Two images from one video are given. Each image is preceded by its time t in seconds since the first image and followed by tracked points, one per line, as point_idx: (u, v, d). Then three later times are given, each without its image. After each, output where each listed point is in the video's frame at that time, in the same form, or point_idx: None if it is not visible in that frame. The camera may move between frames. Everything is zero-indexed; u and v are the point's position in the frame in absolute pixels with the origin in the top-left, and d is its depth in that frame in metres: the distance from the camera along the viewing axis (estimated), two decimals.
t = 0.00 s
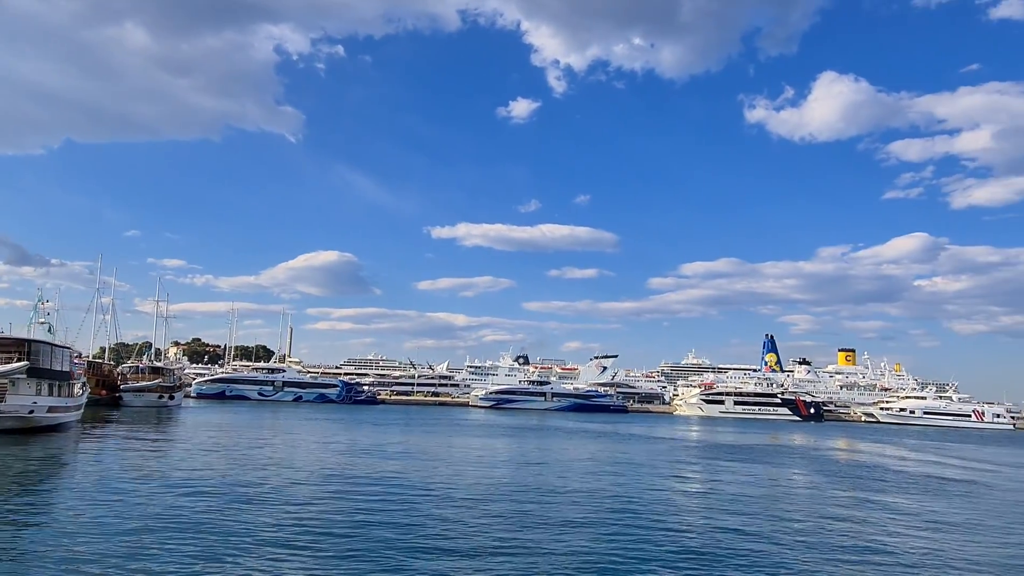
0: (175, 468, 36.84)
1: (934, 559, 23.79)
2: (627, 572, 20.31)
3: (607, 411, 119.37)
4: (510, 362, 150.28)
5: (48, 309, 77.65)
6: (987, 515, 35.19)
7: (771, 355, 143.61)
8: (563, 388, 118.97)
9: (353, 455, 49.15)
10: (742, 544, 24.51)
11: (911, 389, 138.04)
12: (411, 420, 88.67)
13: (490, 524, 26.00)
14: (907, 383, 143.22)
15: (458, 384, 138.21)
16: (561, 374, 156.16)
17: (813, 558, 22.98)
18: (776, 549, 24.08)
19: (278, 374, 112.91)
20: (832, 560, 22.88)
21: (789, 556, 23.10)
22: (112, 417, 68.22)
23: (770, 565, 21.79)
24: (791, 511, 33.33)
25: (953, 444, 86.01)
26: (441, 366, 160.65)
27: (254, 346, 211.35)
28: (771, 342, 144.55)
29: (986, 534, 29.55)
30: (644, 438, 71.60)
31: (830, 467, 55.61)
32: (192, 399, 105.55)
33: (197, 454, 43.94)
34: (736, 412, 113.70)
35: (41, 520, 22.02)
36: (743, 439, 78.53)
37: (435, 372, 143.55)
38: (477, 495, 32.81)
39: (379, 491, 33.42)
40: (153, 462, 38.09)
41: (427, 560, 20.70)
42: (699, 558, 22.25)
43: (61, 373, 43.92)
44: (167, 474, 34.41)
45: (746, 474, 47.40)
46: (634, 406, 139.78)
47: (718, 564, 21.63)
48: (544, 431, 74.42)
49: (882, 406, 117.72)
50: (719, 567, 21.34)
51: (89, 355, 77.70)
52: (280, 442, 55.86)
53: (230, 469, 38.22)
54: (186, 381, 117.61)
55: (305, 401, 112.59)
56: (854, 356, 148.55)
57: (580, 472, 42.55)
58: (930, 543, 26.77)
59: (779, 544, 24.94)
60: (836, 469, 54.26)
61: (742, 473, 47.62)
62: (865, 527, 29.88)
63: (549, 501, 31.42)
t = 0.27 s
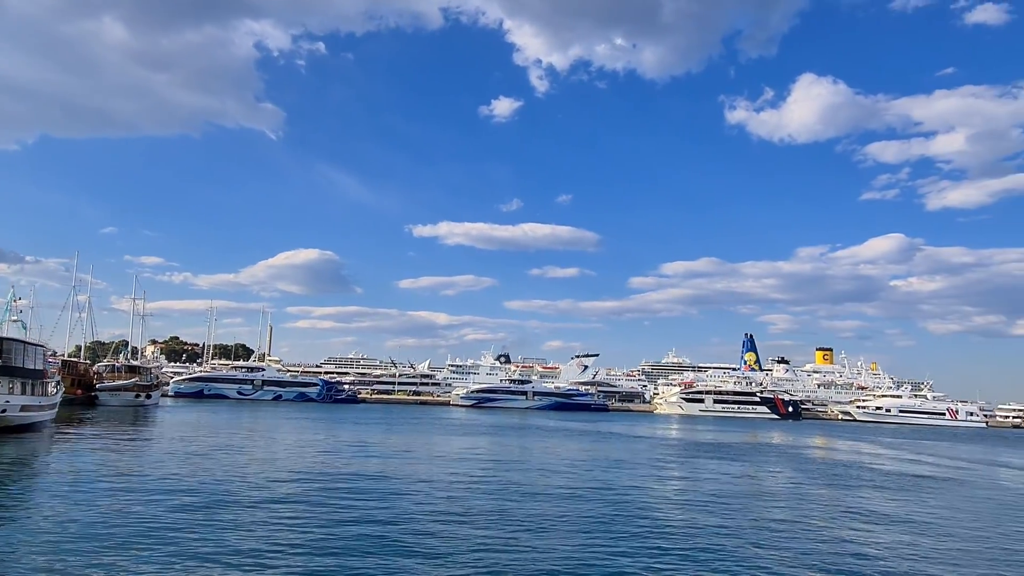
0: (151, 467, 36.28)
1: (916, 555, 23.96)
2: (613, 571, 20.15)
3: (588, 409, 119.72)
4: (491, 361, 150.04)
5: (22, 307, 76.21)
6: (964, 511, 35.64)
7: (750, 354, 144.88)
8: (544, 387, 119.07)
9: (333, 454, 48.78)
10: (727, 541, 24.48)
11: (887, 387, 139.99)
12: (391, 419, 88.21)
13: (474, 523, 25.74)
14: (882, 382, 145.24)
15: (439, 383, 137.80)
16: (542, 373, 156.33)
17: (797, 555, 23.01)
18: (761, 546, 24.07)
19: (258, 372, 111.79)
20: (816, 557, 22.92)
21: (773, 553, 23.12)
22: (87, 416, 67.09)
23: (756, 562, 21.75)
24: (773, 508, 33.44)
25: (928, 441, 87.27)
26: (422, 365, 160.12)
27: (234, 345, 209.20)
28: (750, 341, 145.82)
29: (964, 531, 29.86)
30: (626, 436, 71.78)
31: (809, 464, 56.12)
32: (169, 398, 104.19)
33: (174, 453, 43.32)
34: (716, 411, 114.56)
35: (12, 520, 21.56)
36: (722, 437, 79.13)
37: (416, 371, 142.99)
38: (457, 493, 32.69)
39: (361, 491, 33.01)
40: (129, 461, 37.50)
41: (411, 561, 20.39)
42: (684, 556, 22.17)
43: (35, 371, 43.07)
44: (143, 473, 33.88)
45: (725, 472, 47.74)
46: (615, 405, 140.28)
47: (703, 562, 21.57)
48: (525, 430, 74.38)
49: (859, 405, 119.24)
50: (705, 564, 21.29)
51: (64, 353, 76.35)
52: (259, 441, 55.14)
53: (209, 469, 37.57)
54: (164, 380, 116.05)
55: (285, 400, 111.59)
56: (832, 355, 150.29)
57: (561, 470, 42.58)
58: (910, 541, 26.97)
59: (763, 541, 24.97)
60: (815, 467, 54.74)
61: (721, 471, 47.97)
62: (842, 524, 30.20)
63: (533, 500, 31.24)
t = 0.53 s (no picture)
0: (126, 467, 35.35)
1: (898, 551, 23.95)
2: (597, 569, 19.83)
3: (569, 408, 119.61)
4: (473, 359, 149.55)
5: None
6: (943, 508, 35.84)
7: (730, 353, 145.66)
8: (525, 385, 118.70)
9: (313, 453, 48.03)
10: (712, 538, 24.29)
11: (864, 385, 141.60)
12: (371, 417, 87.35)
13: (457, 522, 25.31)
14: (859, 380, 146.79)
15: (420, 381, 136.93)
16: (524, 371, 155.99)
17: (781, 552, 22.87)
18: (746, 543, 23.91)
19: (236, 371, 110.24)
20: (801, 553, 22.79)
21: (759, 550, 22.93)
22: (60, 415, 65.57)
23: (741, 560, 21.54)
24: (755, 505, 33.39)
25: (904, 439, 88.26)
26: (403, 363, 159.05)
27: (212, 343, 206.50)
28: (730, 340, 146.58)
29: (945, 527, 29.93)
30: (607, 434, 71.70)
31: (788, 462, 56.39)
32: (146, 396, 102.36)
33: (150, 452, 42.35)
34: (696, 409, 114.98)
35: None
36: (702, 435, 79.31)
37: (397, 369, 142.07)
38: (440, 492, 32.19)
39: (341, 490, 32.45)
40: (103, 460, 36.53)
41: (392, 560, 19.88)
42: (669, 553, 21.91)
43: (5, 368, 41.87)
44: (117, 473, 32.98)
45: (707, 469, 47.71)
46: (596, 403, 140.36)
47: (689, 559, 21.33)
48: (507, 429, 73.95)
49: (837, 403, 120.31)
50: (689, 561, 21.02)
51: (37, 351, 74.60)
52: (238, 440, 54.37)
53: (185, 468, 36.77)
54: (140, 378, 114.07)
55: (264, 398, 110.17)
56: (810, 354, 151.69)
57: (544, 469, 42.22)
58: (892, 536, 26.99)
59: (748, 538, 24.82)
60: (795, 465, 54.97)
61: (703, 469, 47.93)
62: (825, 521, 30.15)
63: (516, 498, 30.87)
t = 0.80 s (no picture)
0: (105, 466, 34.87)
1: (881, 548, 24.15)
2: (584, 567, 19.75)
3: (551, 407, 119.82)
4: (455, 358, 149.19)
5: None
6: (922, 506, 36.26)
7: (711, 352, 146.76)
8: (508, 384, 118.71)
9: (294, 452, 47.68)
10: (698, 536, 24.32)
11: (842, 384, 143.35)
12: (353, 417, 86.83)
13: (442, 520, 25.14)
14: (837, 379, 148.68)
15: (402, 380, 136.42)
16: (506, 370, 155.99)
17: (767, 549, 23.04)
18: (731, 540, 23.99)
19: (216, 369, 109.11)
20: (787, 550, 22.87)
21: (745, 547, 23.00)
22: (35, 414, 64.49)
23: (727, 557, 21.59)
24: (739, 503, 33.53)
25: (882, 437, 89.42)
26: (385, 362, 158.38)
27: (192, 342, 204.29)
28: (711, 339, 147.65)
29: (926, 525, 30.26)
30: (590, 433, 71.85)
31: (768, 460, 56.85)
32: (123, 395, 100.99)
33: (129, 452, 41.80)
34: (677, 408, 115.70)
35: None
36: (683, 433, 79.85)
37: (379, 368, 141.36)
38: (424, 491, 32.10)
39: (324, 489, 32.10)
40: (81, 460, 36.00)
41: (379, 560, 19.66)
42: (656, 551, 21.89)
43: None
44: (96, 472, 32.52)
45: (688, 467, 48.08)
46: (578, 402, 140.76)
47: (672, 555, 21.46)
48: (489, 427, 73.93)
49: (815, 401, 121.72)
50: (677, 559, 21.01)
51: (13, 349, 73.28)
52: (219, 439, 53.83)
53: (166, 467, 36.35)
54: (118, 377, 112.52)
55: (245, 397, 109.14)
56: (790, 353, 153.25)
57: (527, 467, 42.29)
58: (874, 534, 27.19)
59: (734, 535, 24.90)
60: (775, 463, 55.43)
61: (684, 466, 48.28)
62: (806, 518, 30.48)
63: (500, 496, 30.75)
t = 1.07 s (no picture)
0: (83, 465, 34.40)
1: (860, 545, 24.42)
2: (566, 565, 19.79)
3: (534, 406, 119.94)
4: (439, 357, 148.85)
5: None
6: (900, 504, 36.71)
7: (693, 352, 147.63)
8: (491, 383, 118.61)
9: (277, 451, 47.32)
10: (681, 533, 24.45)
11: (823, 383, 144.81)
12: (335, 416, 86.33)
13: (425, 519, 25.07)
14: (818, 378, 150.18)
15: (385, 379, 135.83)
16: (490, 369, 155.81)
17: (747, 545, 23.31)
18: (714, 538, 24.13)
19: (197, 368, 107.94)
20: (767, 548, 23.07)
21: (726, 545, 23.16)
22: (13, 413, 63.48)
23: (709, 554, 21.72)
24: (720, 501, 33.77)
25: (861, 436, 90.49)
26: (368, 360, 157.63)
27: (172, 340, 201.94)
28: (694, 339, 148.51)
29: (903, 523, 30.66)
30: (573, 432, 72.01)
31: (750, 459, 57.28)
32: (103, 394, 99.62)
33: (109, 451, 41.25)
34: (660, 407, 116.32)
35: None
36: (666, 432, 80.25)
37: (362, 367, 140.71)
38: (405, 490, 32.01)
39: (306, 489, 31.88)
40: (60, 459, 35.47)
41: (362, 559, 19.57)
42: (638, 549, 21.97)
43: None
44: (75, 472, 32.08)
45: (670, 466, 48.39)
46: (561, 401, 140.97)
47: (653, 552, 21.67)
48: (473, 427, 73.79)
49: (796, 401, 122.85)
50: (659, 557, 21.10)
51: None
52: (200, 438, 53.29)
53: (146, 467, 35.94)
54: (97, 375, 110.94)
55: (226, 396, 108.10)
56: (771, 352, 154.57)
57: (510, 466, 42.27)
58: (853, 532, 27.49)
59: (716, 533, 25.06)
60: (757, 461, 55.88)
61: (666, 465, 48.58)
62: (785, 515, 30.80)
63: (484, 495, 30.71)
